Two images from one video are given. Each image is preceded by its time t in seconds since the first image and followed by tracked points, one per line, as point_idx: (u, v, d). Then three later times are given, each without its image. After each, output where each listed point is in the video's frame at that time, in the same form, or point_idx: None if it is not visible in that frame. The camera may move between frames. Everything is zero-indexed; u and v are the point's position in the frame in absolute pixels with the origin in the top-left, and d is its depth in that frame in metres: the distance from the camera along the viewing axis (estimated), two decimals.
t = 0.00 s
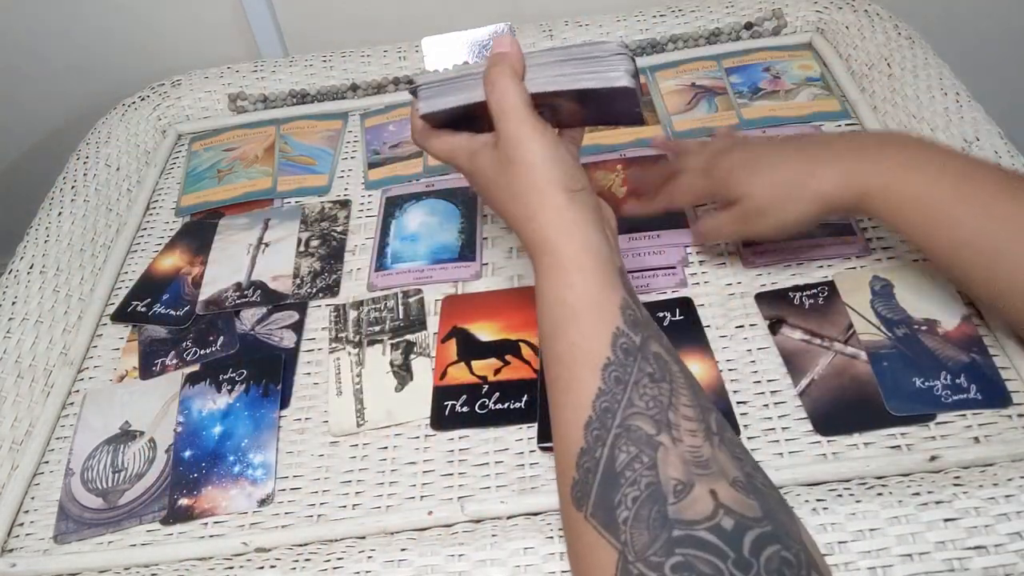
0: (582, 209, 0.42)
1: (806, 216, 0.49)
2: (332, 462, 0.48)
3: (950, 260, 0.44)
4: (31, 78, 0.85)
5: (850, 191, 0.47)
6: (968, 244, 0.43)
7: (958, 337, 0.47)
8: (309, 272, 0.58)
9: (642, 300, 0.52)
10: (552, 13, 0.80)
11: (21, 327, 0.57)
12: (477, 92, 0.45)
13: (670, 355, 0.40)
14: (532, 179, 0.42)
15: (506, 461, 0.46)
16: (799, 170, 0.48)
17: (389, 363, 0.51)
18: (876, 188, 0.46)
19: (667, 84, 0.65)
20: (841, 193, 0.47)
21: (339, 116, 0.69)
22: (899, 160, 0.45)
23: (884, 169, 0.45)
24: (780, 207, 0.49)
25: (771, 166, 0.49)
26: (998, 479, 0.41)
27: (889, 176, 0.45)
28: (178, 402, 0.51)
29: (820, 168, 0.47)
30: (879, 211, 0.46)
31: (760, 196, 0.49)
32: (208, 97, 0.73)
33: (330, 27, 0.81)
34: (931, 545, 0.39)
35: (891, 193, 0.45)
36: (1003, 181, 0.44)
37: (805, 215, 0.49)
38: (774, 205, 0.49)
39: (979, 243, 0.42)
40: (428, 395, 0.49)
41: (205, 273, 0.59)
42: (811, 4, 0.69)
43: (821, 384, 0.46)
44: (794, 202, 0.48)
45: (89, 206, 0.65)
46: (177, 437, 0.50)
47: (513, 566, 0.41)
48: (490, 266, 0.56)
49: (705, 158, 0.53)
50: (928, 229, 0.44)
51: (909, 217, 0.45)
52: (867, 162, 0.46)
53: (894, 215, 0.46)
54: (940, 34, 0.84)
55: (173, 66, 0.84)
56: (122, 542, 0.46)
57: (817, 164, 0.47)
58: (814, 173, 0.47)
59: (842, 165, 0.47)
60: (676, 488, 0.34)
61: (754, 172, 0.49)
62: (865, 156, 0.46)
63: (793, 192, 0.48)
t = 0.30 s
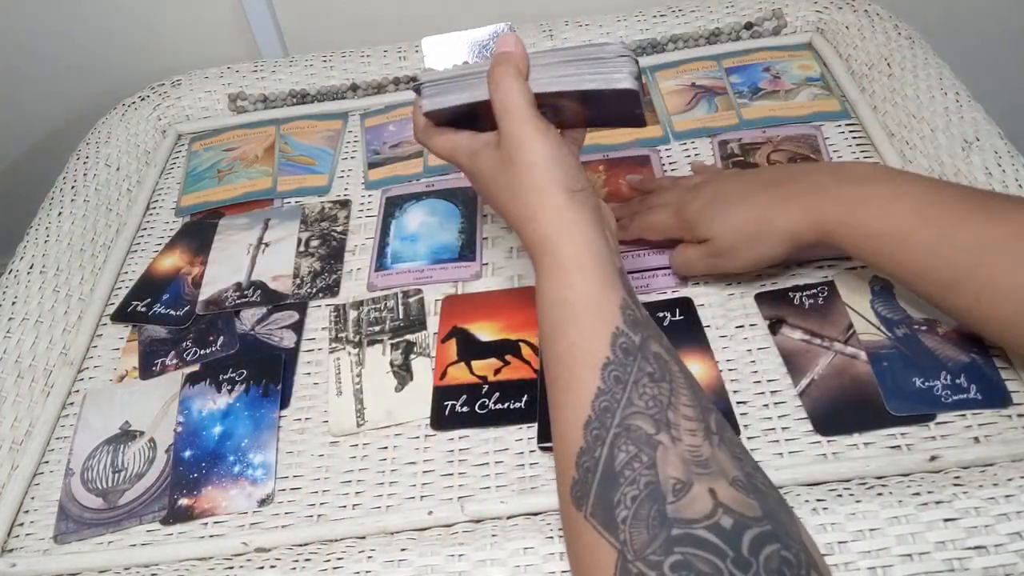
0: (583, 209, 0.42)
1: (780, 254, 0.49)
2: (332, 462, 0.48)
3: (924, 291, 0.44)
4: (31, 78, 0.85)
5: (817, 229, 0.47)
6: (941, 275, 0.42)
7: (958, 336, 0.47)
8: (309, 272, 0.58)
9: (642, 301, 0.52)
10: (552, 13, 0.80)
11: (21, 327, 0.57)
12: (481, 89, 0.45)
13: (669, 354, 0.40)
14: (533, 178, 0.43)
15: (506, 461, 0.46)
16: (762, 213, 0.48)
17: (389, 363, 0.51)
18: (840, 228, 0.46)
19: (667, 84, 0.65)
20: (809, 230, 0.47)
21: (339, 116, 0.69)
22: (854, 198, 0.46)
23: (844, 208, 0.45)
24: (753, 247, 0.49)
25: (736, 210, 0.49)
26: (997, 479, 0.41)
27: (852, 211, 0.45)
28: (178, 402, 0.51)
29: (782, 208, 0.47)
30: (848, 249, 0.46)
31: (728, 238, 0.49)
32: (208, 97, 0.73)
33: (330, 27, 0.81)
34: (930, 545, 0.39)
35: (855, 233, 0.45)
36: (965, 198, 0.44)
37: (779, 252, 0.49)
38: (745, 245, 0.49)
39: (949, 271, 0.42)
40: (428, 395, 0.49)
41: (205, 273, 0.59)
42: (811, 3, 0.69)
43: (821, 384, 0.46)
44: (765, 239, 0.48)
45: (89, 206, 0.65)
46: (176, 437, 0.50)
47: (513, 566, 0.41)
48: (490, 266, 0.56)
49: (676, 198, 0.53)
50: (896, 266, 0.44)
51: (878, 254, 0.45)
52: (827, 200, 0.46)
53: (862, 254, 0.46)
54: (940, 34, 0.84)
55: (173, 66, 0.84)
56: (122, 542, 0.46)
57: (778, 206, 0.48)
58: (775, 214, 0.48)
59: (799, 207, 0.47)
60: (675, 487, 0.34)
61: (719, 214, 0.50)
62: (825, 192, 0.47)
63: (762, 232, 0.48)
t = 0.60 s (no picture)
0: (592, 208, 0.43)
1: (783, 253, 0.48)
2: (332, 462, 0.48)
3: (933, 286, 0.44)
4: (31, 78, 0.85)
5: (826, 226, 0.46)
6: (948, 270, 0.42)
7: (958, 336, 0.47)
8: (309, 272, 0.58)
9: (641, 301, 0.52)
10: (552, 14, 0.80)
11: (21, 327, 0.57)
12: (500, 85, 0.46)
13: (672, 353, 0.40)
14: (545, 176, 0.43)
15: (506, 461, 0.46)
16: (768, 207, 0.47)
17: (389, 363, 0.51)
18: (848, 222, 0.45)
19: (667, 84, 0.65)
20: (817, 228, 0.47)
21: (339, 116, 0.69)
22: (861, 194, 0.45)
23: (851, 205, 0.45)
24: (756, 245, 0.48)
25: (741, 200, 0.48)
26: (998, 479, 0.41)
27: (855, 205, 0.45)
28: (178, 402, 0.51)
29: (792, 202, 0.47)
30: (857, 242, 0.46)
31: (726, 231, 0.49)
32: (208, 97, 0.73)
33: (330, 27, 0.81)
34: (931, 545, 0.39)
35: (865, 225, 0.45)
36: (971, 194, 0.43)
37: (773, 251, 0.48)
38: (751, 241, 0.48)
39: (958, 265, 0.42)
40: (428, 395, 0.49)
41: (205, 273, 0.59)
42: (811, 3, 0.69)
43: (821, 383, 0.46)
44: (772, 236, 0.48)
45: (88, 206, 0.65)
46: (176, 437, 0.50)
47: (513, 565, 0.41)
48: (490, 266, 0.56)
49: (674, 195, 0.53)
50: (906, 260, 0.44)
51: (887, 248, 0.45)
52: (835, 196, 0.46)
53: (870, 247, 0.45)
54: (940, 34, 0.84)
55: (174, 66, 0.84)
56: (122, 542, 0.46)
57: (786, 199, 0.47)
58: (786, 206, 0.47)
59: (807, 200, 0.46)
60: (679, 485, 0.34)
61: (724, 208, 0.49)
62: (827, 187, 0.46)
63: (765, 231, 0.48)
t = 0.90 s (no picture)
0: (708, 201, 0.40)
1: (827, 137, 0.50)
2: (332, 462, 0.48)
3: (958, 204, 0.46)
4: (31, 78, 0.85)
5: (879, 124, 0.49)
6: (977, 190, 0.44)
7: (958, 337, 0.47)
8: (309, 272, 0.58)
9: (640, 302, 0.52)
10: (552, 14, 0.80)
11: (21, 327, 0.57)
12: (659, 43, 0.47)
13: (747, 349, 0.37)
14: (671, 150, 0.41)
15: (506, 461, 0.46)
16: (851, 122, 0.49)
17: (389, 363, 0.51)
18: (898, 126, 0.48)
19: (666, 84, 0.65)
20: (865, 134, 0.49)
21: (339, 116, 0.69)
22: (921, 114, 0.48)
23: (908, 118, 0.48)
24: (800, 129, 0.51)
25: (823, 91, 0.49)
26: (997, 479, 0.41)
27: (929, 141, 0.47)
28: (178, 402, 0.51)
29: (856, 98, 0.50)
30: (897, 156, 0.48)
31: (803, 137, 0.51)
32: (208, 97, 0.73)
33: (330, 28, 0.81)
34: (931, 545, 0.39)
35: (910, 136, 0.47)
36: None
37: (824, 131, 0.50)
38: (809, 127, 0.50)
39: (988, 185, 0.44)
40: (428, 395, 0.49)
41: (205, 273, 0.59)
42: (812, 4, 0.69)
43: (822, 383, 0.46)
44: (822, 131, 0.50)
45: (89, 206, 0.65)
46: (177, 437, 0.50)
47: (513, 566, 0.41)
48: (490, 266, 0.56)
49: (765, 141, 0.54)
50: (943, 176, 0.46)
51: (922, 157, 0.47)
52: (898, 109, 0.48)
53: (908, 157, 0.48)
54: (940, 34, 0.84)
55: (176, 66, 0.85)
56: (122, 542, 0.46)
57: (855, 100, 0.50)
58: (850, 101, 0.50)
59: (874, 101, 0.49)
60: (754, 493, 0.31)
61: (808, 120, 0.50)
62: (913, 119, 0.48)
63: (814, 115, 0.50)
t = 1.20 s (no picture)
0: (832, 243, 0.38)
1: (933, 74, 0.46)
2: (332, 462, 0.48)
3: None
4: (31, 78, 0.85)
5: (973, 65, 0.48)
6: None
7: (958, 337, 0.47)
8: (309, 272, 0.58)
9: (639, 301, 0.52)
10: (552, 15, 0.80)
11: (22, 327, 0.57)
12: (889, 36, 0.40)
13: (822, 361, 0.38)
14: (834, 168, 0.37)
15: (506, 461, 0.46)
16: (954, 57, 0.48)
17: (389, 363, 0.51)
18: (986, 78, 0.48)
19: (666, 84, 0.65)
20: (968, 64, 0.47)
21: (339, 115, 0.69)
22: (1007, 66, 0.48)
23: (999, 70, 0.48)
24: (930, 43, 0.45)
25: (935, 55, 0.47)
26: (997, 479, 0.41)
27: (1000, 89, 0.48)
28: (178, 402, 0.51)
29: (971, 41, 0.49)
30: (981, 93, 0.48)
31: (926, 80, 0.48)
32: (208, 97, 0.73)
33: (331, 28, 0.81)
34: (931, 545, 0.39)
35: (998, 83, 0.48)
36: None
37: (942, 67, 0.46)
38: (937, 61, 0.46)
39: None
40: (429, 395, 0.49)
41: (205, 273, 0.59)
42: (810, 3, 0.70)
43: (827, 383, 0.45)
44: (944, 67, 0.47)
45: (89, 206, 0.65)
46: (177, 437, 0.50)
47: (513, 565, 0.41)
48: (490, 266, 0.56)
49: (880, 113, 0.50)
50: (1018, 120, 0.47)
51: (1005, 103, 0.48)
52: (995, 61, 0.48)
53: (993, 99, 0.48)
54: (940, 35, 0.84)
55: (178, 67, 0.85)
56: (122, 542, 0.46)
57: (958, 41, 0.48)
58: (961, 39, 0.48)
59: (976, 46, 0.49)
60: (832, 528, 0.33)
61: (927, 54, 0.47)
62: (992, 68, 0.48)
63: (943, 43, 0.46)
